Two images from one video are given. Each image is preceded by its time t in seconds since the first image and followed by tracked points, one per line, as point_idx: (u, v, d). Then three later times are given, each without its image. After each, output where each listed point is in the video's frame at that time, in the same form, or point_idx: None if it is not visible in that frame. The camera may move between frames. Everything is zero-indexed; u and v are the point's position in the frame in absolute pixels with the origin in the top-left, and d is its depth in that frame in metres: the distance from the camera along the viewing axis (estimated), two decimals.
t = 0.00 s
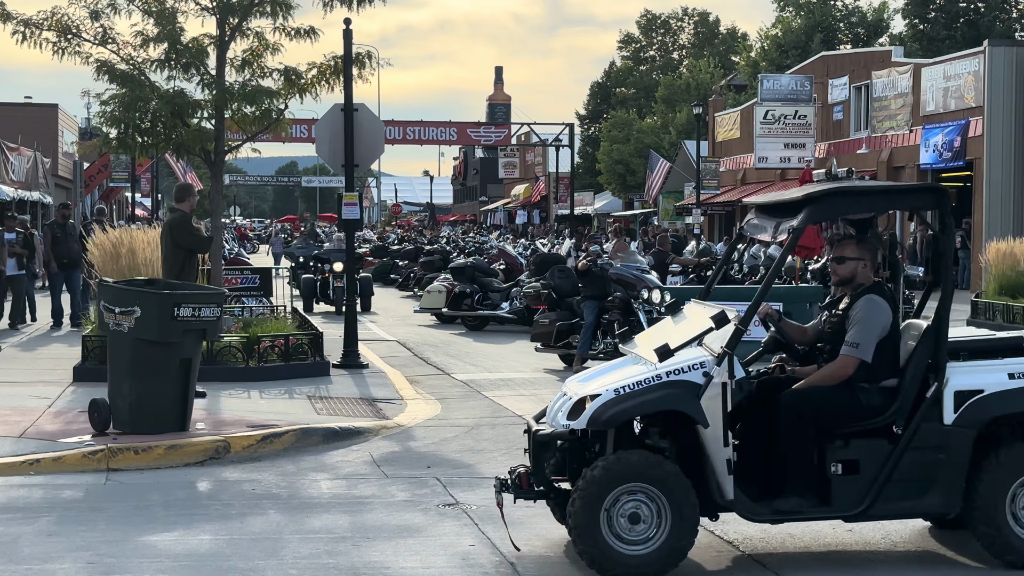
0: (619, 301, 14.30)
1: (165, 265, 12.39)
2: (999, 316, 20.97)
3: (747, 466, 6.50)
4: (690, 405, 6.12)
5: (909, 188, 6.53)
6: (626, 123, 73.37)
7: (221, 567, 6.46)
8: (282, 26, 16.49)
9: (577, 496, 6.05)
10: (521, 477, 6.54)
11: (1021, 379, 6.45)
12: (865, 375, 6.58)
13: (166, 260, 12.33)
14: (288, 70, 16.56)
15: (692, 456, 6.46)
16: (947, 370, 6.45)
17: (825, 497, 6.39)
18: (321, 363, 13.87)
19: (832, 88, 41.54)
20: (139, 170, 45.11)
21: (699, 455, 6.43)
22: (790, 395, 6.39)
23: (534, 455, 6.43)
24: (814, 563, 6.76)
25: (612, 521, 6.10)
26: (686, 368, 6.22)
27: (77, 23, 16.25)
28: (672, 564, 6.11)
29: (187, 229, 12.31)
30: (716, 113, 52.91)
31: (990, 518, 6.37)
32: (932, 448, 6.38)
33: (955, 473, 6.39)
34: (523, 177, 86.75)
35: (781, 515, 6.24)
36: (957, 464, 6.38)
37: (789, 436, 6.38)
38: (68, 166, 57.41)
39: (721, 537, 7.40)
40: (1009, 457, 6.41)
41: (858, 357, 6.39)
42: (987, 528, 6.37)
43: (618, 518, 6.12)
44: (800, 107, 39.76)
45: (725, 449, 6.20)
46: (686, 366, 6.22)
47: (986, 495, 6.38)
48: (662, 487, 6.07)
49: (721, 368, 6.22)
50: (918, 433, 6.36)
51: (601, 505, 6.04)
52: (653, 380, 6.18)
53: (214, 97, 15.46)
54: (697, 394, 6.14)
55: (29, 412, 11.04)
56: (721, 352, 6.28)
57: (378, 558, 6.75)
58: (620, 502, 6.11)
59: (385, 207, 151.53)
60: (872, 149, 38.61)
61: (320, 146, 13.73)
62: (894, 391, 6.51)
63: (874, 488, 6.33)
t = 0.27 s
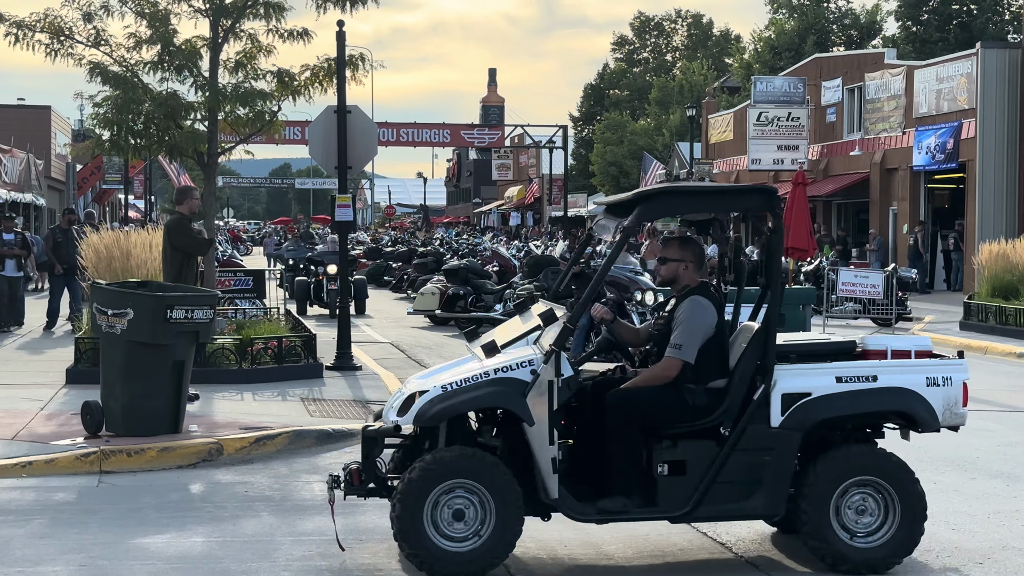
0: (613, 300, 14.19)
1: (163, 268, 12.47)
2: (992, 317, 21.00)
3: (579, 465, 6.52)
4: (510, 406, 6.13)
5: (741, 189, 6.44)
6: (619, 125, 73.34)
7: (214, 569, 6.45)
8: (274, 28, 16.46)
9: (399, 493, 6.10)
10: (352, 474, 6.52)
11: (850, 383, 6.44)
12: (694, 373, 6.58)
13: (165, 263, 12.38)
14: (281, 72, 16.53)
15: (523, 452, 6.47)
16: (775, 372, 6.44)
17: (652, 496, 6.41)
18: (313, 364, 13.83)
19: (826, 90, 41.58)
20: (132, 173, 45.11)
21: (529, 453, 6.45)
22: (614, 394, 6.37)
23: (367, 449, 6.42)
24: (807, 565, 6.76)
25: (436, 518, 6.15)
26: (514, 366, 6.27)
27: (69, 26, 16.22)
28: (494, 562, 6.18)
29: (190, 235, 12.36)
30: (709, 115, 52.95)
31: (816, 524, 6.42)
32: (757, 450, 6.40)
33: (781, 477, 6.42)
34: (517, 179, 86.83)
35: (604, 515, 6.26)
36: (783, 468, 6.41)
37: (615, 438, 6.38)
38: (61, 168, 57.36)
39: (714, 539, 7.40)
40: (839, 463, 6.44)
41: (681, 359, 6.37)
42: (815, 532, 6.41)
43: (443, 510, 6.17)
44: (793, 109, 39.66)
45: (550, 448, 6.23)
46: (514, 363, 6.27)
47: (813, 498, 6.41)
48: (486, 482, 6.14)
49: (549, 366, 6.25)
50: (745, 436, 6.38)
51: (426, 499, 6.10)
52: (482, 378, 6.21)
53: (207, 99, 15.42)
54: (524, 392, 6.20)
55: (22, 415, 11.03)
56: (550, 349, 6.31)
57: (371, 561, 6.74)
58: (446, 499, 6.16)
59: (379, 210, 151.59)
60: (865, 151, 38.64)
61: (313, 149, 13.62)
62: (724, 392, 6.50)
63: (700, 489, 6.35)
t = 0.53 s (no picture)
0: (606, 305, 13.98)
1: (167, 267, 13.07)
2: (985, 319, 21.03)
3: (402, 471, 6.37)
4: (327, 408, 5.99)
5: (558, 192, 6.35)
6: (613, 127, 73.37)
7: (207, 572, 6.46)
8: (267, 30, 16.46)
9: (211, 492, 5.94)
10: (170, 477, 6.32)
11: (671, 391, 6.31)
12: (516, 379, 6.44)
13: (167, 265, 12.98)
14: (274, 74, 16.53)
15: (343, 459, 6.31)
16: (597, 379, 6.30)
17: (470, 503, 6.26)
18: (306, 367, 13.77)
19: (819, 93, 41.66)
20: (126, 175, 45.07)
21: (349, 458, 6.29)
22: (432, 398, 6.24)
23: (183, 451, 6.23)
24: (800, 566, 6.77)
25: (246, 521, 5.96)
26: (332, 368, 6.11)
27: (62, 28, 16.22)
28: (305, 567, 6.00)
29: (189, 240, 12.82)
30: (702, 117, 52.98)
31: (633, 532, 6.22)
32: (577, 456, 6.24)
33: (601, 484, 6.26)
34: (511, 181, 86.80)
35: (418, 521, 6.09)
36: (604, 474, 6.25)
37: (432, 444, 6.23)
38: (54, 170, 57.29)
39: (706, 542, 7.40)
40: (660, 470, 6.27)
41: (502, 363, 6.26)
42: (633, 540, 6.21)
43: (254, 514, 5.99)
44: (786, 110, 39.81)
45: (365, 451, 6.07)
46: (332, 366, 6.11)
47: (633, 505, 6.24)
48: (299, 486, 5.97)
49: (366, 368, 6.10)
50: (564, 442, 6.23)
51: (231, 511, 5.91)
52: (298, 379, 6.07)
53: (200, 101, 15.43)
54: (340, 395, 6.04)
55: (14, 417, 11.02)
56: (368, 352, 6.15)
57: (363, 563, 6.74)
58: (258, 502, 5.98)
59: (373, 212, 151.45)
60: (858, 153, 38.70)
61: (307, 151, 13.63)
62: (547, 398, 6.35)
63: (519, 495, 6.20)
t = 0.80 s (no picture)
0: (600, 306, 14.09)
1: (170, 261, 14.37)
2: (978, 320, 21.06)
3: (214, 477, 6.17)
4: (136, 412, 5.77)
5: (378, 193, 6.05)
6: (606, 129, 73.38)
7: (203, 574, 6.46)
8: (261, 33, 16.46)
9: (13, 497, 5.66)
10: None
11: (487, 394, 6.19)
12: (328, 382, 6.28)
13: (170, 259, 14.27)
14: (267, 77, 16.53)
15: (153, 465, 6.02)
16: (412, 383, 6.17)
17: (281, 509, 6.06)
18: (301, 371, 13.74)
19: (813, 94, 41.71)
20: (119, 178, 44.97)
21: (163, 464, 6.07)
22: (242, 402, 6.06)
23: None
24: (795, 568, 6.78)
25: (47, 526, 5.71)
26: (140, 370, 5.90)
27: (55, 30, 16.20)
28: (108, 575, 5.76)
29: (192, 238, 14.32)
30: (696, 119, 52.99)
31: (450, 535, 6.06)
32: (391, 460, 6.09)
33: (416, 488, 6.09)
34: (504, 183, 86.74)
35: (228, 526, 5.88)
36: (419, 479, 6.09)
37: (244, 450, 6.03)
38: (47, 173, 57.21)
39: (702, 544, 7.41)
40: (477, 473, 6.13)
41: (314, 366, 6.09)
42: (448, 547, 6.05)
43: (58, 521, 5.74)
44: (780, 112, 39.67)
45: (172, 456, 5.85)
46: (139, 368, 5.90)
47: (447, 507, 6.08)
48: (103, 493, 5.72)
49: (172, 371, 5.90)
50: (378, 446, 6.07)
51: (31, 517, 5.66)
52: (104, 382, 5.85)
53: (194, 103, 15.43)
54: (146, 398, 5.82)
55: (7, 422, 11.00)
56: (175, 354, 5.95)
57: (358, 565, 6.75)
58: (62, 507, 5.73)
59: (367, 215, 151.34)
60: (851, 155, 38.75)
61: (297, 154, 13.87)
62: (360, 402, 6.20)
63: (331, 499, 6.02)
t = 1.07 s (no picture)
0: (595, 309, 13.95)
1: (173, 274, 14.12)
2: (975, 322, 21.06)
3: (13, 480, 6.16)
4: None
5: (173, 189, 6.11)
6: (602, 130, 73.39)
7: None
8: (256, 34, 16.42)
9: None
10: None
11: (292, 393, 6.21)
12: (129, 382, 6.25)
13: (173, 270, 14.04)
14: (263, 78, 16.49)
15: None
16: (215, 381, 6.20)
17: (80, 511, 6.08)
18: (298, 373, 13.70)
19: (809, 95, 41.65)
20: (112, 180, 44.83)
21: None
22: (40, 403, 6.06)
23: None
24: (791, 570, 6.75)
25: None
26: None
27: (50, 32, 16.16)
28: None
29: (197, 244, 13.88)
30: (692, 119, 53.00)
31: None
32: (194, 461, 6.13)
33: (219, 489, 6.12)
34: (500, 184, 86.63)
35: (24, 530, 5.92)
36: (222, 479, 6.12)
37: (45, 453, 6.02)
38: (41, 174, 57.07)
39: (698, 545, 7.41)
40: (283, 473, 6.16)
41: (111, 366, 6.06)
42: (253, 549, 6.08)
43: None
44: (776, 114, 39.96)
45: None
46: None
47: (251, 511, 6.11)
48: None
49: None
50: (179, 446, 6.10)
51: None
52: None
53: (189, 105, 15.39)
54: None
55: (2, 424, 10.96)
56: None
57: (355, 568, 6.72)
58: None
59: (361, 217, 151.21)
60: (847, 156, 38.75)
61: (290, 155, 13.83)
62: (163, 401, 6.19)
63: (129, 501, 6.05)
